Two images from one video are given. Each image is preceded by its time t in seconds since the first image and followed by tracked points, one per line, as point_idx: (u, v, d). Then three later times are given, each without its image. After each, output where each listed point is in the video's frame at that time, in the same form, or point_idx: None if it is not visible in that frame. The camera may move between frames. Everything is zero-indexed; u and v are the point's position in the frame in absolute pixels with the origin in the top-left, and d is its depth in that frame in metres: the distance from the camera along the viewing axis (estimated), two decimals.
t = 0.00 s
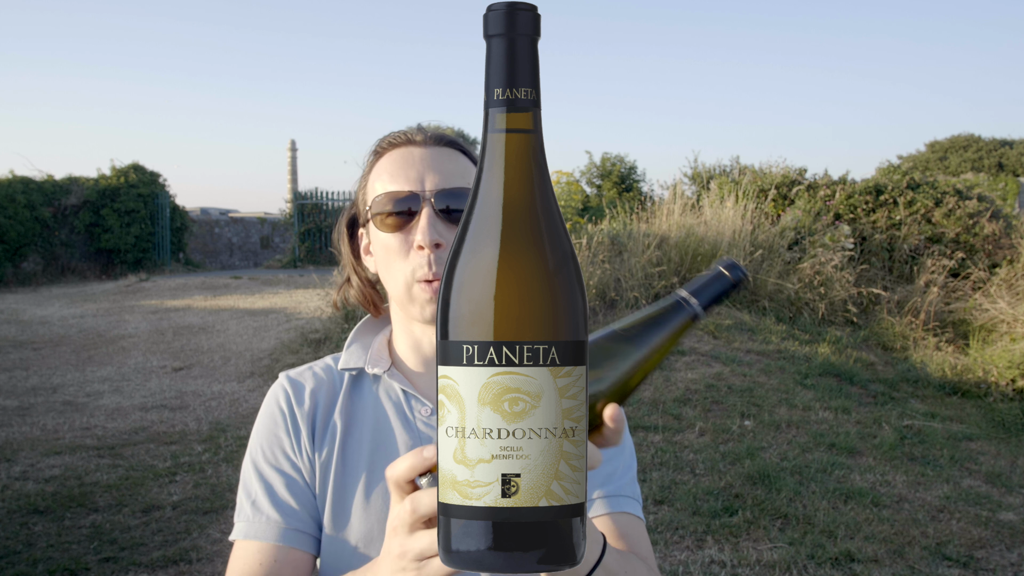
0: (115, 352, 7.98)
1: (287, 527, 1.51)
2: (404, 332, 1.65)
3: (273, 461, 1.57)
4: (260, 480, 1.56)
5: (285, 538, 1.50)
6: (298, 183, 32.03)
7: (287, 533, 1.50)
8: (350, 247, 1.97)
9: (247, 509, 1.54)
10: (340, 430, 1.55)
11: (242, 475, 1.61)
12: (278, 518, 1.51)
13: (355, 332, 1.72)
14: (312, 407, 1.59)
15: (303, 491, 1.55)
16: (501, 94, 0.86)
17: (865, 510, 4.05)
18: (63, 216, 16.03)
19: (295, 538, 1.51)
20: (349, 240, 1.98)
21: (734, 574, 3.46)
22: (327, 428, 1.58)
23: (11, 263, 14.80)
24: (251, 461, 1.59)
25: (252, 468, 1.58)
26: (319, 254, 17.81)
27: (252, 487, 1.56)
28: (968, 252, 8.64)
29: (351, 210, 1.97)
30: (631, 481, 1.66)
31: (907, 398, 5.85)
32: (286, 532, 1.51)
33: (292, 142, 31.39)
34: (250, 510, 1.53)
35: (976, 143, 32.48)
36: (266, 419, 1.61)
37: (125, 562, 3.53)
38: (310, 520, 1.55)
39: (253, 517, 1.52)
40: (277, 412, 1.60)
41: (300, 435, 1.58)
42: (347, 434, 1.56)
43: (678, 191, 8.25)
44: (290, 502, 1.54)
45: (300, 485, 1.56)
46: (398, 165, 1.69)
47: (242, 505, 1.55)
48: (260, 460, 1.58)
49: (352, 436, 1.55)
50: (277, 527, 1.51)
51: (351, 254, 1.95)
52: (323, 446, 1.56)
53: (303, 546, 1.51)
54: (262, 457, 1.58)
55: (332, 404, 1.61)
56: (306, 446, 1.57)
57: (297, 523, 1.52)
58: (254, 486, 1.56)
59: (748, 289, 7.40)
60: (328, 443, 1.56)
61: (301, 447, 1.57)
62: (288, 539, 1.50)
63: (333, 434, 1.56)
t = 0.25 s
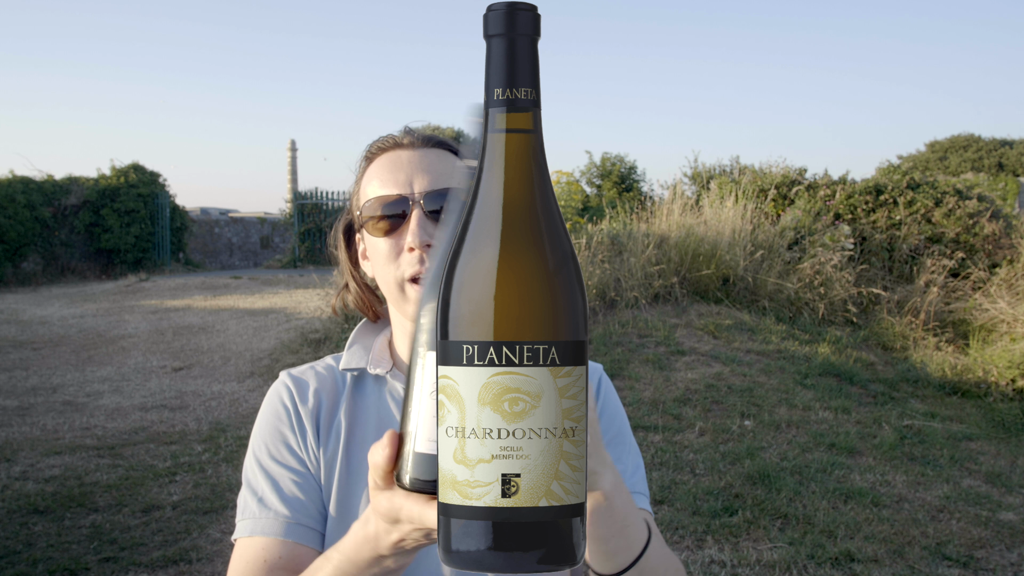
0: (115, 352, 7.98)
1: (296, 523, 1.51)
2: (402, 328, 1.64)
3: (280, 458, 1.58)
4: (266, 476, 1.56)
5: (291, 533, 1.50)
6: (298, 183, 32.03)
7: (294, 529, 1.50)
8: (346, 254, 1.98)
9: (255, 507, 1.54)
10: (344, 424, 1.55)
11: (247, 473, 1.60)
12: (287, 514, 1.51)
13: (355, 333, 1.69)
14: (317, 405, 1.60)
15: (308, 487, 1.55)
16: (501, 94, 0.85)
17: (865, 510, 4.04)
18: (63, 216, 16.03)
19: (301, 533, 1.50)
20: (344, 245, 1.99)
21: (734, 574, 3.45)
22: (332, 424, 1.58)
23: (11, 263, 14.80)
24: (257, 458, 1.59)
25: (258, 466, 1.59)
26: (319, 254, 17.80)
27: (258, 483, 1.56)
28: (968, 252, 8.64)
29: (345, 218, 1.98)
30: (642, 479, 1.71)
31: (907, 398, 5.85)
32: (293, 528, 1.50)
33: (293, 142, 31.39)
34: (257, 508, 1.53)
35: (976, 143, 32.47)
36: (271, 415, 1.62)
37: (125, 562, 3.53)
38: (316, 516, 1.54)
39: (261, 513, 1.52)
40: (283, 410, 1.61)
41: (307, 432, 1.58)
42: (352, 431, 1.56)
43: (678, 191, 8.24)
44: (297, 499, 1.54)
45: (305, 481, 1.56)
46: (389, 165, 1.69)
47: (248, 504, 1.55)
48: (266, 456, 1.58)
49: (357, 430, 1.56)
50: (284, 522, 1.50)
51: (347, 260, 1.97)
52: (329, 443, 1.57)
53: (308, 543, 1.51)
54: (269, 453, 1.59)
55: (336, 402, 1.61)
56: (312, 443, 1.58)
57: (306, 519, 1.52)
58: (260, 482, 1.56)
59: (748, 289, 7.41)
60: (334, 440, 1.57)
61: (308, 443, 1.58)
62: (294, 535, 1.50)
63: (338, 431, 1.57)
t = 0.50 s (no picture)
0: (115, 352, 7.98)
1: (298, 527, 1.51)
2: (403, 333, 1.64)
3: (278, 462, 1.58)
4: (265, 482, 1.55)
5: (293, 537, 1.49)
6: (298, 183, 32.05)
7: (295, 532, 1.50)
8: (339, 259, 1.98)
9: (255, 513, 1.53)
10: (344, 427, 1.56)
11: (246, 479, 1.60)
12: (289, 519, 1.51)
13: (353, 335, 1.65)
14: (316, 410, 1.60)
15: (308, 492, 1.55)
16: (501, 94, 0.86)
17: (865, 510, 4.04)
18: (63, 216, 16.04)
19: (302, 537, 1.50)
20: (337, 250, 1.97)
21: (734, 574, 3.45)
22: (331, 430, 1.59)
23: (11, 263, 14.82)
24: (256, 463, 1.59)
25: (257, 472, 1.58)
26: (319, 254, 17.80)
27: (257, 488, 1.56)
28: (968, 252, 8.64)
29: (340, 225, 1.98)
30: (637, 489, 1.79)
31: (907, 398, 5.85)
32: (293, 532, 1.50)
33: (293, 142, 31.39)
34: (258, 514, 1.52)
35: (976, 143, 32.45)
36: (268, 420, 1.62)
37: (125, 562, 3.53)
38: (317, 521, 1.54)
39: (262, 519, 1.51)
40: (281, 414, 1.62)
41: (306, 437, 1.59)
42: (351, 435, 1.57)
43: (678, 191, 8.23)
44: (298, 503, 1.53)
45: (305, 485, 1.56)
46: (377, 164, 1.68)
47: (248, 511, 1.54)
48: (265, 461, 1.58)
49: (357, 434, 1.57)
50: (285, 526, 1.50)
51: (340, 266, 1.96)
52: (328, 448, 1.58)
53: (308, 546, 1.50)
54: (267, 459, 1.58)
55: (334, 407, 1.62)
56: (312, 447, 1.59)
57: (307, 522, 1.52)
58: (259, 488, 1.56)
59: (748, 289, 7.41)
60: (333, 445, 1.58)
61: (307, 448, 1.59)
62: (296, 539, 1.49)
63: (338, 436, 1.58)
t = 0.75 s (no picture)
0: (115, 352, 7.98)
1: (298, 524, 1.50)
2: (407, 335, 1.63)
3: (279, 460, 1.57)
4: (266, 479, 1.55)
5: (293, 534, 1.49)
6: (297, 183, 32.04)
7: (295, 529, 1.49)
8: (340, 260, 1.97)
9: (255, 511, 1.53)
10: (346, 426, 1.57)
11: (246, 477, 1.60)
12: (290, 516, 1.50)
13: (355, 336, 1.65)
14: (317, 408, 1.60)
15: (309, 490, 1.55)
16: (501, 94, 0.86)
17: (865, 511, 4.04)
18: (63, 216, 16.04)
19: (303, 535, 1.49)
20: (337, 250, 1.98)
21: (734, 574, 3.45)
22: (332, 428, 1.59)
23: (11, 263, 14.83)
24: (256, 461, 1.59)
25: (257, 470, 1.58)
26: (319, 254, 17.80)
27: (258, 486, 1.55)
28: (968, 252, 8.64)
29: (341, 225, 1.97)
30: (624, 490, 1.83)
31: (907, 398, 5.85)
32: (294, 529, 1.49)
33: (293, 142, 31.38)
34: (258, 511, 1.52)
35: (976, 143, 32.44)
36: (269, 419, 1.62)
37: (125, 562, 3.53)
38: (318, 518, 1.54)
39: (263, 516, 1.51)
40: (282, 413, 1.62)
41: (307, 435, 1.59)
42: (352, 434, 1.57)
43: (678, 191, 8.23)
44: (298, 500, 1.53)
45: (306, 483, 1.56)
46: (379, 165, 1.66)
47: (249, 508, 1.53)
48: (266, 459, 1.58)
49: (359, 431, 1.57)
50: (286, 523, 1.50)
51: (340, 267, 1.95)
52: (330, 446, 1.58)
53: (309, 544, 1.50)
54: (268, 456, 1.58)
55: (335, 406, 1.62)
56: (313, 445, 1.59)
57: (308, 520, 1.51)
58: (260, 485, 1.55)
59: (748, 289, 7.41)
60: (335, 443, 1.58)
61: (308, 446, 1.59)
62: (296, 536, 1.49)
63: (339, 434, 1.58)
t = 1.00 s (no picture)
0: (115, 352, 7.98)
1: (307, 521, 1.49)
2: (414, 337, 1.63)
3: (285, 458, 1.57)
4: (273, 478, 1.55)
5: (303, 530, 1.48)
6: (297, 184, 32.05)
7: (304, 526, 1.48)
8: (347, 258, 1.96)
9: (262, 509, 1.52)
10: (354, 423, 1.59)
11: (251, 477, 1.59)
12: (297, 512, 1.49)
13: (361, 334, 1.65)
14: (323, 407, 1.62)
15: (317, 487, 1.55)
16: (501, 95, 0.86)
17: (865, 510, 4.04)
18: (63, 216, 16.04)
19: (312, 531, 1.48)
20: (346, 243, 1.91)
21: (734, 574, 3.45)
22: (339, 426, 1.61)
23: (11, 263, 14.83)
24: (262, 460, 1.58)
25: (263, 469, 1.58)
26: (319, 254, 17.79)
27: (265, 485, 1.55)
28: (968, 252, 8.64)
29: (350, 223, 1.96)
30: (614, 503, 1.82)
31: (907, 398, 5.85)
32: (303, 525, 1.48)
33: (293, 142, 31.37)
34: (266, 509, 1.51)
35: (976, 143, 32.42)
36: (273, 419, 1.62)
37: (125, 562, 3.53)
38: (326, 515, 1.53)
39: (270, 513, 1.50)
40: (287, 412, 1.62)
41: (314, 433, 1.60)
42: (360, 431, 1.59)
43: (678, 191, 8.22)
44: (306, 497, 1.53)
45: (314, 480, 1.56)
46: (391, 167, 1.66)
47: (255, 507, 1.52)
48: (272, 458, 1.58)
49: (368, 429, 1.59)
50: (295, 520, 1.48)
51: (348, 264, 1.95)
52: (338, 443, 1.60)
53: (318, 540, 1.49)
54: (274, 455, 1.58)
55: (341, 404, 1.63)
56: (320, 443, 1.59)
57: (317, 516, 1.50)
58: (266, 484, 1.55)
59: (748, 289, 7.41)
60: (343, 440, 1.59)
61: (316, 444, 1.59)
62: (306, 532, 1.48)
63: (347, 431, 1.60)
